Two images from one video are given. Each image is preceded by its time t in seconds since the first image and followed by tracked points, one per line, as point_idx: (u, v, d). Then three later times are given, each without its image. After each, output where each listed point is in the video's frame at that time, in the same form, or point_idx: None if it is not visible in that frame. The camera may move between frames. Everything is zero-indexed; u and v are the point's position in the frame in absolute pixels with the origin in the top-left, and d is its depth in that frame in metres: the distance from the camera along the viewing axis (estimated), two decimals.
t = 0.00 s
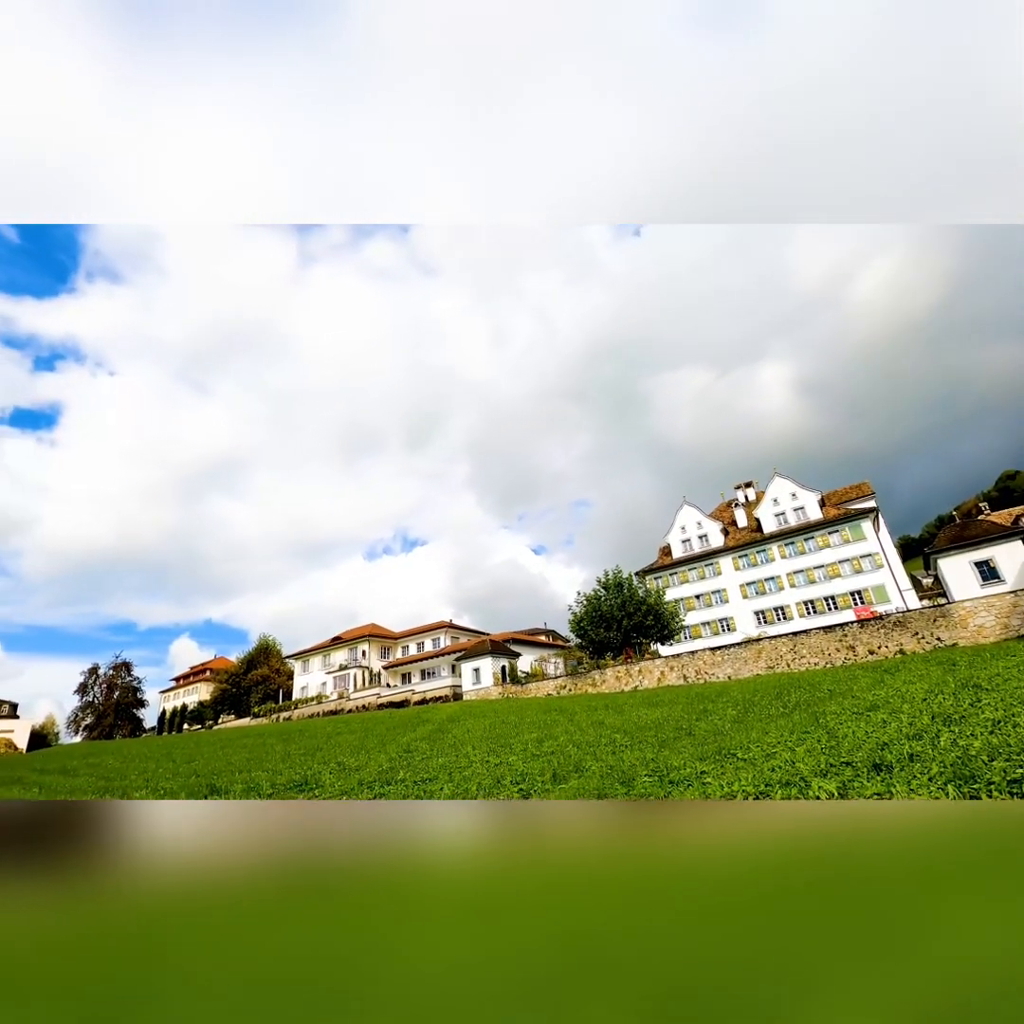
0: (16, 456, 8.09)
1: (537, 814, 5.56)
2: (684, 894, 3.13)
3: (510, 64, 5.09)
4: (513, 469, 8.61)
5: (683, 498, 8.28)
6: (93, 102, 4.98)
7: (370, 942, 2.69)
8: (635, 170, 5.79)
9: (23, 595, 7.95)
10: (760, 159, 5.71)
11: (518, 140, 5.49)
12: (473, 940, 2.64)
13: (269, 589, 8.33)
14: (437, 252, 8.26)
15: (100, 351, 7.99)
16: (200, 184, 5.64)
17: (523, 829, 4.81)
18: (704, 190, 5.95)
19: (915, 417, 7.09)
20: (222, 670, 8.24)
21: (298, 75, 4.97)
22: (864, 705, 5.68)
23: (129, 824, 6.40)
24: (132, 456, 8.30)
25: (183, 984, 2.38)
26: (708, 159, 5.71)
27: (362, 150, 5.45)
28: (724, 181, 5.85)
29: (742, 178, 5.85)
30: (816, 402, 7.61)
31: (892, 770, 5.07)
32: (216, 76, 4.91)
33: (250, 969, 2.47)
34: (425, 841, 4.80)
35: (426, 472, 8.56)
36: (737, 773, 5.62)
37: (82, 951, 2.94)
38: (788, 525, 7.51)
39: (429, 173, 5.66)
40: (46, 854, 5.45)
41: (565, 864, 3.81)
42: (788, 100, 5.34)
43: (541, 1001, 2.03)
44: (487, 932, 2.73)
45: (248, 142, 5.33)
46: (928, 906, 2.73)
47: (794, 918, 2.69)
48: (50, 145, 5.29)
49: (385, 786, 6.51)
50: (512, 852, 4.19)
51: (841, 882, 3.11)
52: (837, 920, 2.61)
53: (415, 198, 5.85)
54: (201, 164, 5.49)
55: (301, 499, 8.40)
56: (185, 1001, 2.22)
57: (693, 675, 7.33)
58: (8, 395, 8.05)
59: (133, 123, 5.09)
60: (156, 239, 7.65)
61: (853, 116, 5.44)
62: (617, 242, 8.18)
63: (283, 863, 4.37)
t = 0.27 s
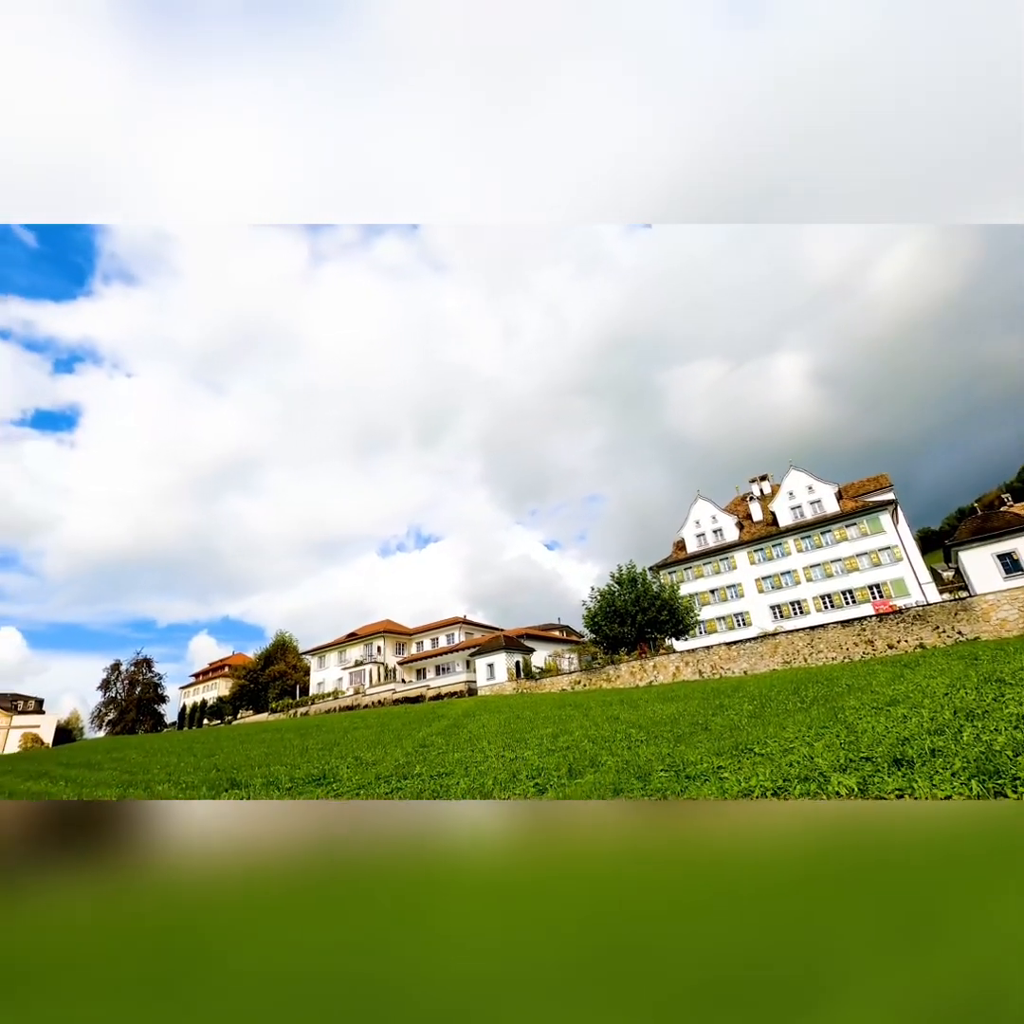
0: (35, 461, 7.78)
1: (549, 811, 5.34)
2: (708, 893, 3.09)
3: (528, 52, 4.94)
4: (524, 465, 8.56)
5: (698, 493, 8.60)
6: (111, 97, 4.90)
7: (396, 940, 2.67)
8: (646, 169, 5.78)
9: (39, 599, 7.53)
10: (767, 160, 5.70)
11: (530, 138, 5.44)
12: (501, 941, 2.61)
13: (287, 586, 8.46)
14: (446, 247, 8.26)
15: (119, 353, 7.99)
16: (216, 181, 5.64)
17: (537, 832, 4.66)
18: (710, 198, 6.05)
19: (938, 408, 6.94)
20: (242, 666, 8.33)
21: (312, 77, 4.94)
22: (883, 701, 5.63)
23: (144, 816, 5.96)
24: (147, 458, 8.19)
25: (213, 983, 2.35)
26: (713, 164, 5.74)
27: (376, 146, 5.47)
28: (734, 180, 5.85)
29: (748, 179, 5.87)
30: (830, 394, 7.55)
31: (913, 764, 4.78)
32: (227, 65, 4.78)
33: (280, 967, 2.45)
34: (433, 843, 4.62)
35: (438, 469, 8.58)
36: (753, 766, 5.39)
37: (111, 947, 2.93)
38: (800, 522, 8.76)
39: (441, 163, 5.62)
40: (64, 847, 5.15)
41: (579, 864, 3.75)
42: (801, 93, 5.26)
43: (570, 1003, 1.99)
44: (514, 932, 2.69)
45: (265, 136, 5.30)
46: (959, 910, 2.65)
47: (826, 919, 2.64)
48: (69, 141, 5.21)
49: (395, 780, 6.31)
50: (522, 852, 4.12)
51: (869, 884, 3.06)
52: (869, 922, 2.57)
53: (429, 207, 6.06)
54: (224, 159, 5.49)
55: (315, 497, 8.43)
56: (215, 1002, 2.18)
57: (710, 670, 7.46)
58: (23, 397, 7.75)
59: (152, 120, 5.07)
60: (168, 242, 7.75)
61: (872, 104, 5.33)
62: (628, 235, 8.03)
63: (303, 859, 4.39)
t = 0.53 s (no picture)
0: (57, 462, 7.96)
1: (567, 810, 5.55)
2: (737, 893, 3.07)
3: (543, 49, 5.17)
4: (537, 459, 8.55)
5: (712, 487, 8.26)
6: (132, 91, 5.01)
7: (427, 940, 2.69)
8: (653, 161, 5.98)
9: (63, 594, 7.80)
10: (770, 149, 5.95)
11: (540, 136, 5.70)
12: (533, 943, 2.60)
13: (303, 583, 8.49)
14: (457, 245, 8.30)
15: (135, 354, 8.03)
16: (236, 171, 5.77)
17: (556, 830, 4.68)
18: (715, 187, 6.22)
19: (950, 396, 6.94)
20: (260, 661, 8.37)
21: (327, 69, 5.13)
22: (904, 696, 5.53)
23: (167, 818, 6.14)
24: (166, 457, 8.27)
25: (251, 976, 2.39)
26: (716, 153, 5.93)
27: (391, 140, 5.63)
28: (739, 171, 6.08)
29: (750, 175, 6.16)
30: (846, 384, 7.45)
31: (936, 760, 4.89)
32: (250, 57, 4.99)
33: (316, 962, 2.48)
34: (456, 838, 4.70)
35: (451, 466, 8.58)
36: (772, 762, 5.45)
37: (147, 936, 2.98)
38: (821, 514, 7.56)
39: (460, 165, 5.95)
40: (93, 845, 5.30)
41: (603, 862, 3.79)
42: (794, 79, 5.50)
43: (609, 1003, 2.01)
44: (545, 933, 2.70)
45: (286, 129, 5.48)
46: (984, 906, 2.68)
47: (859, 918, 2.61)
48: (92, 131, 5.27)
49: (412, 775, 6.47)
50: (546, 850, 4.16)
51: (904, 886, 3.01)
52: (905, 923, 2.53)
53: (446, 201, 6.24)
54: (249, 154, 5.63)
55: (329, 494, 8.49)
56: (257, 992, 2.23)
57: (725, 665, 7.21)
58: (45, 399, 7.95)
59: (173, 111, 5.17)
60: (183, 244, 7.79)
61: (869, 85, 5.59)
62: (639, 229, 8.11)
63: (326, 853, 4.45)
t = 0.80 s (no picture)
0: (81, 463, 8.12)
1: (584, 809, 5.56)
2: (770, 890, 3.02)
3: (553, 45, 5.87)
4: (550, 455, 8.55)
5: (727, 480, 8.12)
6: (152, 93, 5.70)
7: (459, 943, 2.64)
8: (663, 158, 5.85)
9: (86, 594, 7.91)
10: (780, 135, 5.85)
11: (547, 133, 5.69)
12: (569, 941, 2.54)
13: (321, 580, 8.57)
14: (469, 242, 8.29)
15: (154, 356, 8.13)
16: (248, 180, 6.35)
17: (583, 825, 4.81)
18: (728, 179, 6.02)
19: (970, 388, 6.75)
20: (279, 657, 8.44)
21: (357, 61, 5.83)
22: (927, 691, 5.45)
23: (193, 816, 6.24)
24: (185, 456, 8.41)
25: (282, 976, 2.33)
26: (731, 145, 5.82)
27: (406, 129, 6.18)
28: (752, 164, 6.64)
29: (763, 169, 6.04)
30: (865, 375, 7.33)
31: (961, 756, 4.86)
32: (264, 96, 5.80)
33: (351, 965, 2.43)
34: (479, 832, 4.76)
35: (465, 462, 8.61)
36: (792, 758, 5.42)
37: (178, 930, 2.99)
38: (840, 507, 7.36)
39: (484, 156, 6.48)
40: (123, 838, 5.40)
41: (628, 860, 3.76)
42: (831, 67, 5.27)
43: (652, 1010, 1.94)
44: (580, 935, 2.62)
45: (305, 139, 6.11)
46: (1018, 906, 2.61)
47: (905, 919, 2.52)
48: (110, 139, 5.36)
49: (429, 771, 6.53)
50: (569, 847, 4.12)
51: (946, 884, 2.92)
52: (956, 925, 2.44)
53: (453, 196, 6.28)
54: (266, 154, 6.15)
55: (344, 492, 8.54)
56: (290, 990, 2.18)
57: (743, 660, 7.14)
58: (68, 403, 8.07)
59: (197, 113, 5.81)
60: (200, 249, 7.89)
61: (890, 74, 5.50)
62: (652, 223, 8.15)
63: (339, 853, 4.41)
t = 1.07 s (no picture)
0: (103, 464, 8.27)
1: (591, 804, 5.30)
2: (793, 883, 2.97)
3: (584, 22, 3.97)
4: (563, 449, 8.62)
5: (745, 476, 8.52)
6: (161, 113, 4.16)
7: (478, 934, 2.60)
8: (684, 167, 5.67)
9: (108, 593, 7.99)
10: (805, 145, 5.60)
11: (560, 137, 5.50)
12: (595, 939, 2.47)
13: (338, 576, 8.70)
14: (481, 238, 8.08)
15: (172, 357, 8.26)
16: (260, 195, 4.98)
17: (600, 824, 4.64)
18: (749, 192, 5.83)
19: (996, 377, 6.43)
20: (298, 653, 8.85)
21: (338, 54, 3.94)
22: (951, 687, 5.30)
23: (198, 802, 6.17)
24: (204, 456, 8.53)
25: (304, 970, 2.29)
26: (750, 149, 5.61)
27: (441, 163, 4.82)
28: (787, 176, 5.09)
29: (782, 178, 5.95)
30: (887, 366, 7.10)
31: (988, 753, 4.57)
32: None
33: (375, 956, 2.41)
34: (497, 827, 4.75)
35: (478, 458, 8.77)
36: (811, 753, 5.23)
37: (169, 933, 2.86)
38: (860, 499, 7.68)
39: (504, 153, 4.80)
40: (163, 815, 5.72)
41: (649, 860, 3.65)
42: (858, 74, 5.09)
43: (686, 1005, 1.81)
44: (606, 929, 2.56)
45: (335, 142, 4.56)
46: None
47: (941, 922, 2.34)
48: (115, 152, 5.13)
49: (447, 764, 6.42)
50: (590, 845, 4.07)
51: (988, 892, 2.68)
52: (989, 914, 2.36)
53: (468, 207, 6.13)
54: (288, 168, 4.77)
55: (359, 491, 8.61)
56: (314, 985, 2.16)
57: (761, 655, 7.29)
58: (89, 405, 8.14)
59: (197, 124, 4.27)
60: (212, 249, 7.73)
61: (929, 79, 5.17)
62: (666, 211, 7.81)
63: (345, 852, 4.31)
